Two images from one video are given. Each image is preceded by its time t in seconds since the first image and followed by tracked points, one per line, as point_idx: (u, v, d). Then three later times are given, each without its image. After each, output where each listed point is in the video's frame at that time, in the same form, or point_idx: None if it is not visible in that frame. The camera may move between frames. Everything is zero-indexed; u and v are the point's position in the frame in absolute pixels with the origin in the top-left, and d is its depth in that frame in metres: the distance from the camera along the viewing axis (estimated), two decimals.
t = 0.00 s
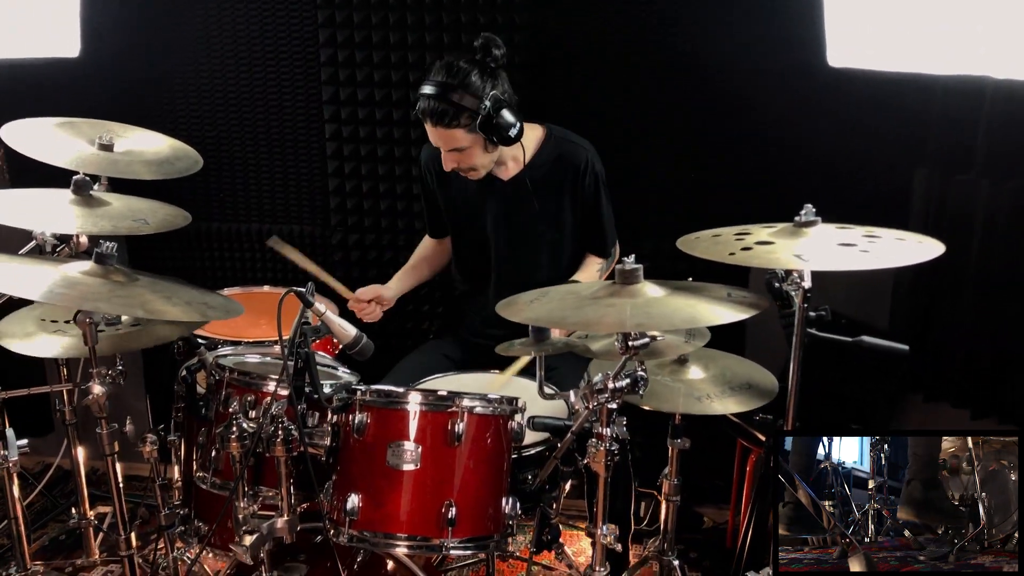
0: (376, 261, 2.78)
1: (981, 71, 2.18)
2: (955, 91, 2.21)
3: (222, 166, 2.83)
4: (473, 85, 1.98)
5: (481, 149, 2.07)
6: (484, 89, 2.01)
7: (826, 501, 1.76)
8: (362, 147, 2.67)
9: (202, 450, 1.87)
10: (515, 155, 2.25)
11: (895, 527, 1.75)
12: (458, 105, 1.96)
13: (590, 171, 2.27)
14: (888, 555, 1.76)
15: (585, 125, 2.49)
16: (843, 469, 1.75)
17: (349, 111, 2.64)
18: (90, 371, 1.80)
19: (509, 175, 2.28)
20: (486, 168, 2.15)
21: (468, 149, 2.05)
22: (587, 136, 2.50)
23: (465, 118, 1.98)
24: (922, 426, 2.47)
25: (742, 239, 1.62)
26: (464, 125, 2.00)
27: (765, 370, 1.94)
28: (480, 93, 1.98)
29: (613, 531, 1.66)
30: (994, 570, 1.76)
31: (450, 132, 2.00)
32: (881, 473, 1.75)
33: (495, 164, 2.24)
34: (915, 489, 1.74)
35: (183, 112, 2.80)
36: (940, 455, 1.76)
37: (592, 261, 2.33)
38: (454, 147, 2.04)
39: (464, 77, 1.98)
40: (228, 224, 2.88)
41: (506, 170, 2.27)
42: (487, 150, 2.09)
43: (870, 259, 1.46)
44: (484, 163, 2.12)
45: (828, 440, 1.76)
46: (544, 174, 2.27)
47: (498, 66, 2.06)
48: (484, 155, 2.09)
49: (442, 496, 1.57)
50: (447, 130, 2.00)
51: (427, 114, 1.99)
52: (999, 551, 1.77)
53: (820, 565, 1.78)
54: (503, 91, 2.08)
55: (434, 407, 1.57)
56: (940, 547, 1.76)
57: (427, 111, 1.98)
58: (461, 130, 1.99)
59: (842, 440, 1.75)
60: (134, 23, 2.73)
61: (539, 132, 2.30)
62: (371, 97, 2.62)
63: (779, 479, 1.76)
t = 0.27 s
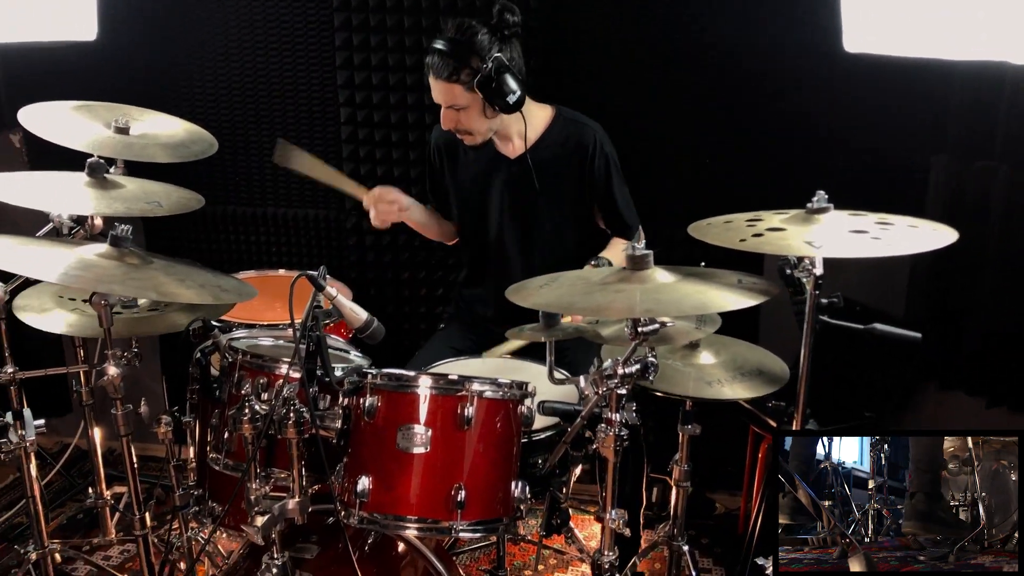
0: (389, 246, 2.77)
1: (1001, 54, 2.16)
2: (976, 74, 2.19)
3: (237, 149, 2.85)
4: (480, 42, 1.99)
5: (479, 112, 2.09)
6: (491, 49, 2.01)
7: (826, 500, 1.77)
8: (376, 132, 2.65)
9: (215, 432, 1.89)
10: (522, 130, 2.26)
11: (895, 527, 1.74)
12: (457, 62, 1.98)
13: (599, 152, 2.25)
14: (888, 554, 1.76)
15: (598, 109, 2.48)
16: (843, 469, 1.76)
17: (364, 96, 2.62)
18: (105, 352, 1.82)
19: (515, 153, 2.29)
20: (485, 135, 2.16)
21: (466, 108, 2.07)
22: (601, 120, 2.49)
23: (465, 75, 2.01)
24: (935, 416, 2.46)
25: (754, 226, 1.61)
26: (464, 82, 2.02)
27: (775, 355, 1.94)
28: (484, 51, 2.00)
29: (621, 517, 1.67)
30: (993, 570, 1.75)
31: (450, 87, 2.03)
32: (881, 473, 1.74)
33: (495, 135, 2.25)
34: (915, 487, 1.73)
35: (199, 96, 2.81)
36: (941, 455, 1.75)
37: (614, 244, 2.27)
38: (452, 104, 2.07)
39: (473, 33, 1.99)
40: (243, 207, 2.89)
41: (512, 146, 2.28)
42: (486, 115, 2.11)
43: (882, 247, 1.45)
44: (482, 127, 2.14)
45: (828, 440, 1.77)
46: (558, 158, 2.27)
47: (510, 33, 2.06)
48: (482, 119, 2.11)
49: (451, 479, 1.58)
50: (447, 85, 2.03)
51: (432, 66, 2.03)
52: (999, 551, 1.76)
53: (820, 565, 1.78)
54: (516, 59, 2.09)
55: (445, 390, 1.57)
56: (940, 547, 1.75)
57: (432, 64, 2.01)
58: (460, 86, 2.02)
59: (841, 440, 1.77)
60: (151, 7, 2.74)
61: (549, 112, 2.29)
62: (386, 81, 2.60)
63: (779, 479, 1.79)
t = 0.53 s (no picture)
0: (404, 236, 2.79)
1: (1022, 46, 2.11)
2: (997, 65, 2.15)
3: (252, 138, 2.85)
4: (498, 44, 1.97)
5: (504, 111, 2.07)
6: (509, 49, 1.98)
7: (826, 501, 1.72)
8: (392, 121, 2.66)
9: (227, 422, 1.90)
10: (538, 125, 2.24)
11: (896, 527, 1.71)
12: (480, 64, 1.95)
13: (616, 145, 2.25)
14: (888, 554, 1.72)
15: (615, 100, 2.48)
16: (843, 469, 1.71)
17: (380, 84, 2.63)
18: (116, 342, 1.83)
19: (533, 147, 2.28)
20: (508, 132, 2.14)
21: (490, 112, 2.04)
22: (618, 111, 2.48)
23: (489, 77, 1.97)
24: (951, 412, 2.44)
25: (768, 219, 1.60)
26: (488, 85, 1.99)
27: (789, 351, 1.93)
28: (505, 52, 1.97)
29: (632, 510, 1.66)
30: (993, 571, 1.71)
31: (474, 92, 2.00)
32: (881, 473, 1.70)
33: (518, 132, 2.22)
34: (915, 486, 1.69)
35: (214, 84, 2.81)
36: (941, 455, 1.71)
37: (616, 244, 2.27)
38: (476, 109, 2.04)
39: (488, 35, 1.97)
40: (258, 197, 2.90)
41: (530, 140, 2.27)
42: (511, 112, 2.08)
43: (898, 241, 1.43)
44: (509, 124, 2.11)
45: (827, 440, 1.72)
46: (572, 149, 2.25)
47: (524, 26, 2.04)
48: (507, 117, 2.08)
49: (462, 472, 1.58)
50: (471, 91, 1.99)
51: (451, 75, 1.99)
52: (999, 551, 1.72)
53: (820, 566, 1.73)
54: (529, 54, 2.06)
55: (456, 382, 1.57)
56: (939, 547, 1.71)
57: (450, 72, 1.98)
58: (485, 89, 1.98)
59: (841, 439, 1.71)
60: None
61: (567, 104, 2.28)
62: (401, 70, 2.61)
63: (778, 479, 1.73)
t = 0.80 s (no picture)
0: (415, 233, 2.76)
1: None
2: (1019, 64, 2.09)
3: (262, 134, 2.82)
4: (509, 60, 1.90)
5: (519, 123, 2.01)
6: (520, 63, 1.92)
7: (827, 501, 1.76)
8: (402, 117, 2.63)
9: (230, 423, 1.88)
10: (549, 127, 2.20)
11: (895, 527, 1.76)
12: (493, 82, 1.89)
13: (625, 144, 2.20)
14: (888, 554, 1.76)
15: (629, 96, 2.44)
16: (843, 470, 1.76)
17: (390, 80, 2.59)
18: (120, 343, 1.82)
19: (542, 149, 2.24)
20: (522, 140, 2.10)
21: (507, 127, 1.99)
22: (632, 108, 2.45)
23: (504, 93, 1.92)
24: (969, 417, 2.39)
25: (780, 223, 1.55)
26: (503, 102, 1.93)
27: (804, 356, 1.89)
28: (517, 68, 1.90)
29: (639, 518, 1.63)
30: (993, 570, 1.77)
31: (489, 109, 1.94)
32: (881, 473, 1.76)
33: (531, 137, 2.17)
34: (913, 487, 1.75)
35: (225, 79, 2.79)
36: (940, 455, 1.77)
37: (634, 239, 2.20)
38: (493, 125, 1.98)
39: (498, 51, 1.89)
40: (268, 193, 2.88)
41: (539, 142, 2.23)
42: (525, 123, 2.03)
43: (915, 246, 1.38)
44: (522, 134, 2.07)
45: (828, 440, 1.76)
46: (583, 147, 2.22)
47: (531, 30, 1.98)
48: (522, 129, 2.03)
49: (466, 479, 1.55)
50: (487, 108, 1.94)
51: (463, 94, 1.93)
52: (998, 551, 1.78)
53: (820, 565, 1.79)
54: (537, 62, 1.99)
55: (460, 387, 1.54)
56: (938, 546, 1.77)
57: (461, 89, 1.91)
58: (501, 106, 1.93)
59: (842, 440, 1.75)
60: None
61: (574, 103, 2.23)
62: (412, 66, 2.57)
63: (779, 479, 1.77)
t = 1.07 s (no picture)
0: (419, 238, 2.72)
1: None
2: None
3: (267, 136, 2.80)
4: (527, 47, 1.84)
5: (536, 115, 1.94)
6: (538, 51, 1.86)
7: (826, 501, 1.74)
8: (406, 120, 2.60)
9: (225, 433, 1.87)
10: (560, 128, 2.16)
11: (896, 527, 1.72)
12: (511, 69, 1.82)
13: (636, 149, 2.18)
14: (888, 554, 1.73)
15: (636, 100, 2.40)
16: (843, 469, 1.73)
17: (394, 82, 2.56)
18: (115, 352, 1.80)
19: (553, 148, 2.20)
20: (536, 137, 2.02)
21: (525, 117, 1.92)
22: (639, 112, 2.41)
23: (522, 82, 1.85)
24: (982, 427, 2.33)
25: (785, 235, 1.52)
26: (521, 90, 1.86)
27: (811, 368, 1.84)
28: (536, 55, 1.84)
29: (639, 536, 1.60)
30: (993, 571, 1.73)
31: (506, 100, 1.87)
32: (881, 473, 1.72)
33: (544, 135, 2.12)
34: (914, 487, 1.70)
35: (229, 81, 2.77)
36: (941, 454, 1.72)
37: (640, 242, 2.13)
38: (509, 116, 1.91)
39: (516, 39, 1.84)
40: (272, 196, 2.85)
41: (550, 142, 2.19)
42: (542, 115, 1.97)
43: (920, 261, 1.34)
44: (538, 128, 2.00)
45: (828, 440, 1.74)
46: (587, 152, 2.18)
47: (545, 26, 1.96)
48: (537, 120, 1.96)
49: (461, 495, 1.52)
50: (504, 97, 1.87)
51: (479, 84, 1.86)
52: (999, 551, 1.74)
53: (820, 565, 1.76)
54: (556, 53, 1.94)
55: (456, 401, 1.50)
56: (939, 547, 1.72)
57: (479, 79, 1.85)
58: (519, 95, 1.86)
59: (841, 439, 1.73)
60: None
61: (589, 105, 2.19)
62: (416, 68, 2.54)
63: (779, 479, 1.75)
